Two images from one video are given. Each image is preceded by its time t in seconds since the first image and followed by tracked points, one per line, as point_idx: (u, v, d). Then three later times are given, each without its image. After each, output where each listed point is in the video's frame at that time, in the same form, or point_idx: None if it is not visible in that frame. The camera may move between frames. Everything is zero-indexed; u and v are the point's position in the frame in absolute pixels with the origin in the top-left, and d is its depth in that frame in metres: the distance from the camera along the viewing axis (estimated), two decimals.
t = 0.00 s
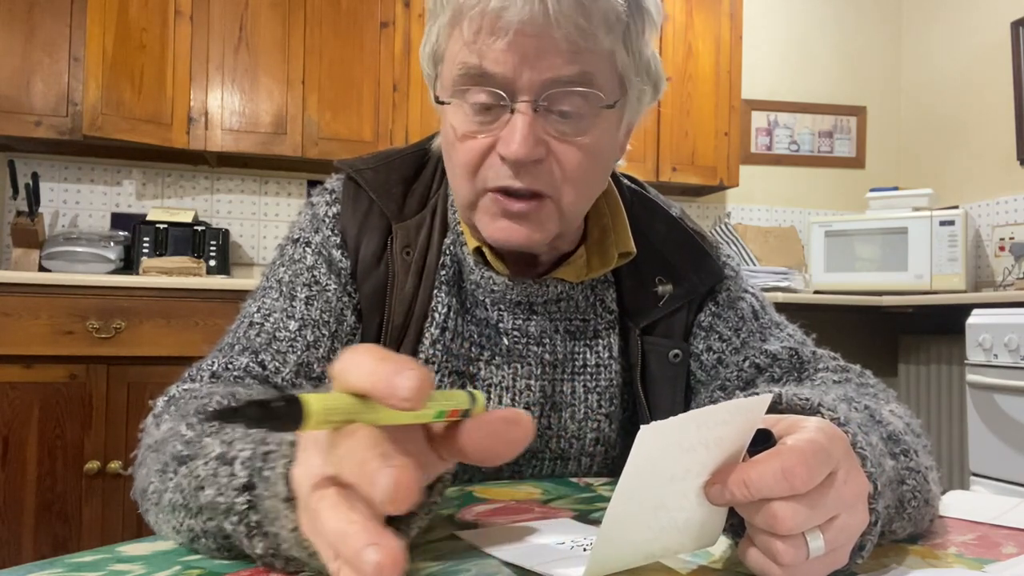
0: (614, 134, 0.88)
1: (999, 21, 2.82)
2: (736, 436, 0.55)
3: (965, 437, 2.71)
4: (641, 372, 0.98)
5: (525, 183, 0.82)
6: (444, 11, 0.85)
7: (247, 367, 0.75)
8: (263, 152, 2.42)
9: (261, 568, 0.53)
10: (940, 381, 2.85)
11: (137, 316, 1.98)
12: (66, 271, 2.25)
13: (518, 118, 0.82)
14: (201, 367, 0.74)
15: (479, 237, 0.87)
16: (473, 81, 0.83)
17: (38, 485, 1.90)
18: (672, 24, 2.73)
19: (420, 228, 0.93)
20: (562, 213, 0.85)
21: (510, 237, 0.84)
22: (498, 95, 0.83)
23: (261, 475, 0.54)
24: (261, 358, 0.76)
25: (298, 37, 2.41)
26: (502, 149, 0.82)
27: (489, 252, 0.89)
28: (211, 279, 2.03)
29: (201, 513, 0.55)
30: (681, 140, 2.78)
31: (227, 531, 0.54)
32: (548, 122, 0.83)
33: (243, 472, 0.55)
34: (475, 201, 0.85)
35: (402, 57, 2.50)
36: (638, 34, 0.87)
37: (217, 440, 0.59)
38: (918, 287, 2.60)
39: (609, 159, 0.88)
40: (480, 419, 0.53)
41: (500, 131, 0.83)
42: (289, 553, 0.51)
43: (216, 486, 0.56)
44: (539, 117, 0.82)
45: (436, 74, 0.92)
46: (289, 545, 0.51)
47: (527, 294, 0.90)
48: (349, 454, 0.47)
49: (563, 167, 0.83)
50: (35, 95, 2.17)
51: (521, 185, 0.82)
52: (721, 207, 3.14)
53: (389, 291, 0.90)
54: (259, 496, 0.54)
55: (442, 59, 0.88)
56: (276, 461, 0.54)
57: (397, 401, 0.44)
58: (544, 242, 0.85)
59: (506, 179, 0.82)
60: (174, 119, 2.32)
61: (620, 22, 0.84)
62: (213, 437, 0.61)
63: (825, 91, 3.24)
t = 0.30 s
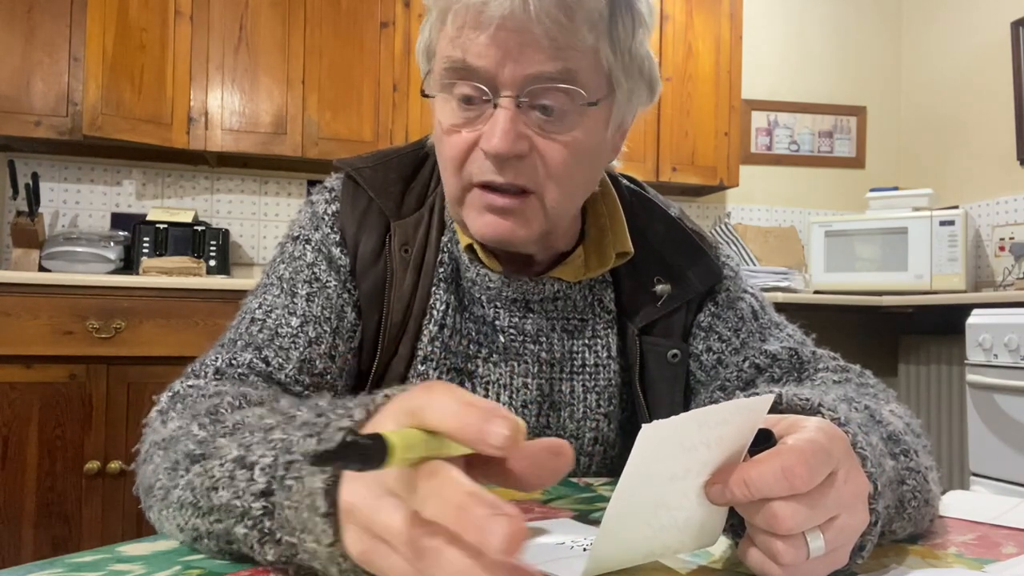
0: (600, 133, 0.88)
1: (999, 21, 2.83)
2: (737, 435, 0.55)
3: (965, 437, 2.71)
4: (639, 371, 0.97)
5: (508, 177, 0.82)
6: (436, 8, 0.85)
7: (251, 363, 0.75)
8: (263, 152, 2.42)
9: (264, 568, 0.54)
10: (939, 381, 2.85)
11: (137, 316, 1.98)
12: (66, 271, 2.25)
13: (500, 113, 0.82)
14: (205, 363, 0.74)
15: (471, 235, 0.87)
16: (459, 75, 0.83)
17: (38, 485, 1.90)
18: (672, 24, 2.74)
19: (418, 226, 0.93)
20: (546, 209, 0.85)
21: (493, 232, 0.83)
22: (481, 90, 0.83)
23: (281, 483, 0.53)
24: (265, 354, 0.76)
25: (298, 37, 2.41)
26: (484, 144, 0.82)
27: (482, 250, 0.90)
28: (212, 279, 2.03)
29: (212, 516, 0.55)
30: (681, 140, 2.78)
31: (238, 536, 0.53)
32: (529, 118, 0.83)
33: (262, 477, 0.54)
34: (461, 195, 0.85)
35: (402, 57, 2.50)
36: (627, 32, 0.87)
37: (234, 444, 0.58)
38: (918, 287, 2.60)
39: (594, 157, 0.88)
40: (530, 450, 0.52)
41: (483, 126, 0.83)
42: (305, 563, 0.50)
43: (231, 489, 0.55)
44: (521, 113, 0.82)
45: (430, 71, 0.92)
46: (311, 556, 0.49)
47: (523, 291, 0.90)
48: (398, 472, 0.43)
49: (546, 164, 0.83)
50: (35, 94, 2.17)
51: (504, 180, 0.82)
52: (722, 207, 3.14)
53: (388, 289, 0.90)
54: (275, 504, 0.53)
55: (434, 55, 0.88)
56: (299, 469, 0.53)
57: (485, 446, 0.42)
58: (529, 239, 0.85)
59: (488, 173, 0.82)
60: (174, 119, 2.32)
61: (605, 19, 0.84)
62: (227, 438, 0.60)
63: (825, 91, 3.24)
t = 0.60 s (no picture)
0: (590, 134, 0.88)
1: (999, 21, 2.82)
2: (737, 435, 0.54)
3: (965, 437, 2.71)
4: (639, 371, 0.97)
5: (496, 177, 0.82)
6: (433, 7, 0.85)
7: (252, 363, 0.75)
8: (263, 152, 2.42)
9: (266, 567, 0.54)
10: (939, 380, 2.85)
11: (137, 316, 1.98)
12: (66, 271, 2.25)
13: (488, 114, 0.82)
14: (205, 363, 0.74)
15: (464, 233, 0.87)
16: (450, 75, 0.84)
17: (38, 485, 1.90)
18: (671, 24, 2.73)
19: (418, 226, 0.93)
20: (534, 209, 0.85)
21: (481, 231, 0.83)
22: (470, 89, 0.83)
23: (292, 482, 0.53)
24: (265, 354, 0.76)
25: (298, 37, 2.41)
26: (472, 143, 0.82)
27: (476, 249, 0.90)
28: (211, 279, 2.04)
29: (218, 513, 0.55)
30: (681, 140, 2.78)
31: (245, 533, 0.53)
32: (518, 119, 0.83)
33: (271, 476, 0.54)
34: (450, 193, 0.85)
35: (402, 57, 2.50)
36: (620, 34, 0.87)
37: (241, 443, 0.58)
38: (918, 287, 2.60)
39: (583, 159, 0.88)
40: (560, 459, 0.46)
41: (472, 126, 0.83)
42: (315, 562, 0.51)
43: (240, 488, 0.55)
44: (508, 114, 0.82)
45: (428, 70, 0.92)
46: (321, 555, 0.50)
47: (521, 291, 0.90)
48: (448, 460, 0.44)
49: (534, 164, 0.83)
50: (35, 94, 2.17)
51: (491, 180, 0.82)
52: (722, 207, 3.14)
53: (388, 289, 0.90)
54: (284, 503, 0.53)
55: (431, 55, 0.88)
56: (313, 468, 0.52)
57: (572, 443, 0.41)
58: (517, 237, 0.84)
59: (476, 172, 0.82)
60: (174, 119, 2.32)
61: (595, 21, 0.84)
62: (232, 437, 0.60)
63: (825, 91, 3.24)
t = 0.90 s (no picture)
0: (613, 143, 0.88)
1: (999, 21, 2.82)
2: (743, 429, 0.51)
3: (965, 438, 2.71)
4: (638, 372, 0.97)
5: (523, 188, 0.82)
6: (447, 12, 0.85)
7: (248, 364, 0.75)
8: (263, 152, 2.42)
9: (266, 567, 0.54)
10: (939, 380, 2.85)
11: (137, 316, 1.98)
12: (67, 271, 2.25)
13: (517, 125, 0.82)
14: (201, 364, 0.74)
15: (479, 239, 0.87)
16: (474, 84, 0.83)
17: (38, 485, 1.90)
18: (673, 24, 2.73)
19: (418, 228, 0.93)
20: (559, 219, 0.85)
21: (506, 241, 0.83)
22: (499, 101, 0.83)
23: (293, 482, 0.53)
24: (262, 356, 0.76)
25: (298, 37, 2.41)
26: (500, 154, 0.82)
27: (484, 254, 0.89)
28: (210, 278, 2.03)
29: (218, 514, 0.55)
30: (682, 140, 2.78)
31: (247, 534, 0.53)
32: (547, 130, 0.83)
33: (271, 477, 0.53)
34: (472, 203, 0.85)
35: (402, 57, 2.50)
36: (643, 44, 0.87)
37: (240, 444, 0.58)
38: (918, 287, 2.60)
39: (607, 168, 0.88)
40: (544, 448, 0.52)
41: (499, 136, 0.83)
42: (320, 561, 0.52)
43: (240, 489, 0.55)
44: (538, 125, 0.82)
45: (439, 73, 0.92)
46: (325, 553, 0.51)
47: (523, 296, 0.90)
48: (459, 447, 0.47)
49: (562, 175, 0.83)
50: (34, 93, 2.17)
51: (518, 190, 0.82)
52: (722, 207, 3.14)
53: (388, 291, 0.90)
54: (287, 503, 0.53)
55: (445, 59, 0.88)
56: (314, 468, 0.52)
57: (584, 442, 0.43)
58: (538, 244, 0.85)
59: (503, 183, 0.82)
60: (174, 119, 2.33)
61: (626, 34, 0.84)
62: (230, 438, 0.60)
63: (825, 91, 3.24)
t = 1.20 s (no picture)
0: (617, 141, 0.88)
1: (999, 21, 2.82)
2: (737, 429, 0.54)
3: (965, 439, 2.71)
4: (640, 371, 0.97)
5: (527, 185, 0.83)
6: (449, 11, 0.85)
7: (250, 364, 0.75)
8: (263, 152, 2.42)
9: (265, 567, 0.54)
10: (939, 380, 2.85)
11: (137, 316, 1.98)
12: (67, 271, 2.25)
13: (521, 122, 0.82)
14: (202, 364, 0.74)
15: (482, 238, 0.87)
16: (478, 83, 0.83)
17: (38, 485, 1.90)
18: (673, 24, 2.73)
19: (421, 227, 0.93)
20: (563, 216, 0.85)
21: (509, 239, 0.84)
22: (502, 99, 0.83)
23: (277, 482, 0.53)
24: (263, 356, 0.76)
25: (298, 37, 2.41)
26: (504, 152, 0.82)
27: (488, 252, 0.89)
28: (210, 278, 2.03)
29: (209, 517, 0.55)
30: (682, 140, 2.78)
31: (236, 536, 0.53)
32: (552, 128, 0.83)
33: (257, 478, 0.53)
34: (477, 202, 0.85)
35: (402, 57, 2.50)
36: (646, 41, 0.87)
37: (227, 444, 0.58)
38: (918, 287, 2.60)
39: (610, 166, 0.88)
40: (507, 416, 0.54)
41: (503, 134, 0.83)
42: (304, 561, 0.50)
43: (228, 491, 0.55)
44: (541, 123, 0.82)
45: (441, 72, 0.92)
46: (306, 554, 0.49)
47: (527, 294, 0.90)
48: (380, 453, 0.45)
49: (565, 172, 0.84)
50: (35, 94, 2.17)
51: (523, 189, 0.83)
52: (722, 207, 3.14)
53: (390, 290, 0.90)
54: (272, 503, 0.53)
55: (448, 59, 0.88)
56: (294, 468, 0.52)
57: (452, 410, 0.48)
58: (544, 244, 0.85)
59: (508, 182, 0.83)
60: (174, 119, 2.32)
61: (628, 30, 0.84)
62: (222, 439, 0.60)
63: (825, 91, 3.24)
